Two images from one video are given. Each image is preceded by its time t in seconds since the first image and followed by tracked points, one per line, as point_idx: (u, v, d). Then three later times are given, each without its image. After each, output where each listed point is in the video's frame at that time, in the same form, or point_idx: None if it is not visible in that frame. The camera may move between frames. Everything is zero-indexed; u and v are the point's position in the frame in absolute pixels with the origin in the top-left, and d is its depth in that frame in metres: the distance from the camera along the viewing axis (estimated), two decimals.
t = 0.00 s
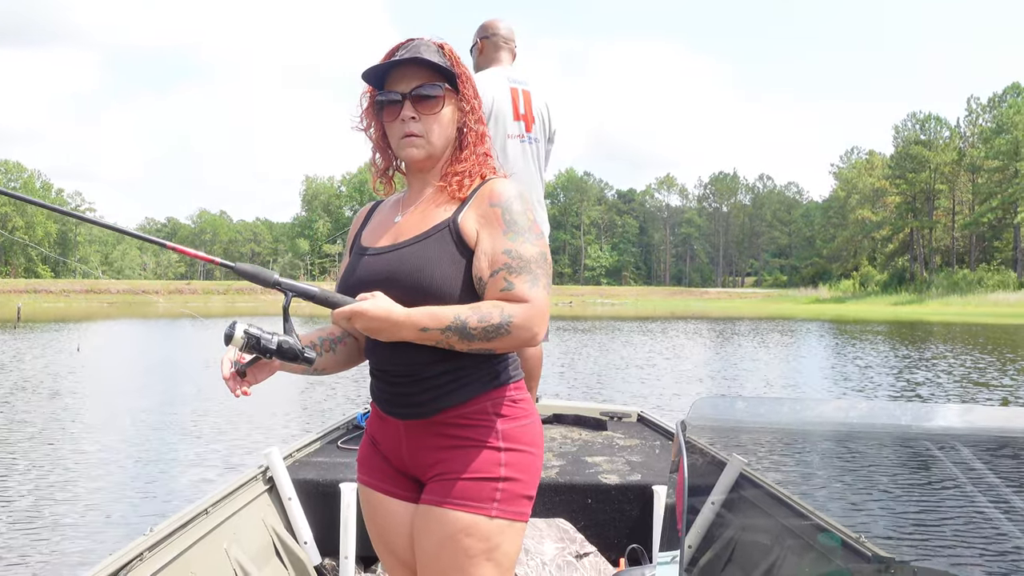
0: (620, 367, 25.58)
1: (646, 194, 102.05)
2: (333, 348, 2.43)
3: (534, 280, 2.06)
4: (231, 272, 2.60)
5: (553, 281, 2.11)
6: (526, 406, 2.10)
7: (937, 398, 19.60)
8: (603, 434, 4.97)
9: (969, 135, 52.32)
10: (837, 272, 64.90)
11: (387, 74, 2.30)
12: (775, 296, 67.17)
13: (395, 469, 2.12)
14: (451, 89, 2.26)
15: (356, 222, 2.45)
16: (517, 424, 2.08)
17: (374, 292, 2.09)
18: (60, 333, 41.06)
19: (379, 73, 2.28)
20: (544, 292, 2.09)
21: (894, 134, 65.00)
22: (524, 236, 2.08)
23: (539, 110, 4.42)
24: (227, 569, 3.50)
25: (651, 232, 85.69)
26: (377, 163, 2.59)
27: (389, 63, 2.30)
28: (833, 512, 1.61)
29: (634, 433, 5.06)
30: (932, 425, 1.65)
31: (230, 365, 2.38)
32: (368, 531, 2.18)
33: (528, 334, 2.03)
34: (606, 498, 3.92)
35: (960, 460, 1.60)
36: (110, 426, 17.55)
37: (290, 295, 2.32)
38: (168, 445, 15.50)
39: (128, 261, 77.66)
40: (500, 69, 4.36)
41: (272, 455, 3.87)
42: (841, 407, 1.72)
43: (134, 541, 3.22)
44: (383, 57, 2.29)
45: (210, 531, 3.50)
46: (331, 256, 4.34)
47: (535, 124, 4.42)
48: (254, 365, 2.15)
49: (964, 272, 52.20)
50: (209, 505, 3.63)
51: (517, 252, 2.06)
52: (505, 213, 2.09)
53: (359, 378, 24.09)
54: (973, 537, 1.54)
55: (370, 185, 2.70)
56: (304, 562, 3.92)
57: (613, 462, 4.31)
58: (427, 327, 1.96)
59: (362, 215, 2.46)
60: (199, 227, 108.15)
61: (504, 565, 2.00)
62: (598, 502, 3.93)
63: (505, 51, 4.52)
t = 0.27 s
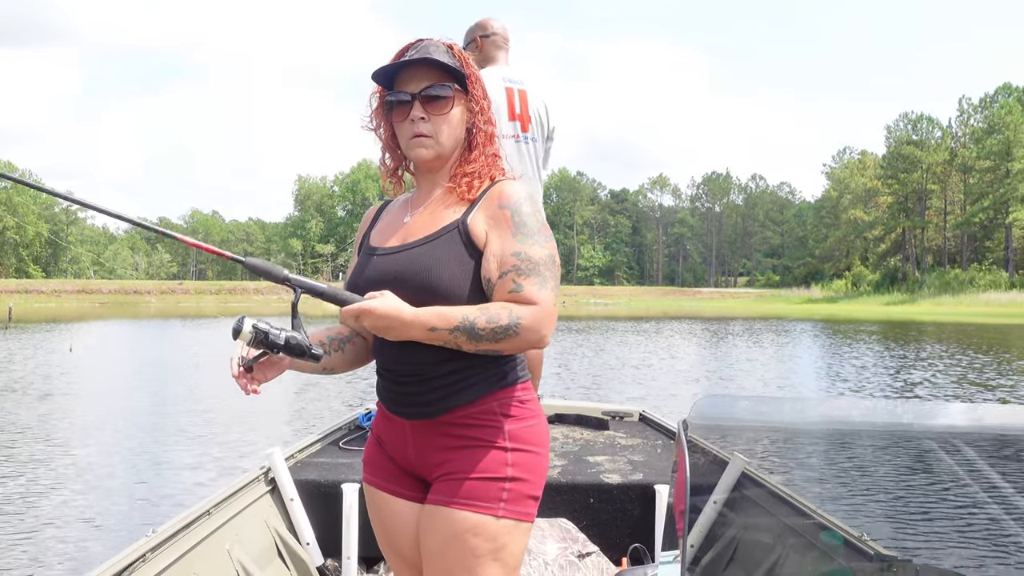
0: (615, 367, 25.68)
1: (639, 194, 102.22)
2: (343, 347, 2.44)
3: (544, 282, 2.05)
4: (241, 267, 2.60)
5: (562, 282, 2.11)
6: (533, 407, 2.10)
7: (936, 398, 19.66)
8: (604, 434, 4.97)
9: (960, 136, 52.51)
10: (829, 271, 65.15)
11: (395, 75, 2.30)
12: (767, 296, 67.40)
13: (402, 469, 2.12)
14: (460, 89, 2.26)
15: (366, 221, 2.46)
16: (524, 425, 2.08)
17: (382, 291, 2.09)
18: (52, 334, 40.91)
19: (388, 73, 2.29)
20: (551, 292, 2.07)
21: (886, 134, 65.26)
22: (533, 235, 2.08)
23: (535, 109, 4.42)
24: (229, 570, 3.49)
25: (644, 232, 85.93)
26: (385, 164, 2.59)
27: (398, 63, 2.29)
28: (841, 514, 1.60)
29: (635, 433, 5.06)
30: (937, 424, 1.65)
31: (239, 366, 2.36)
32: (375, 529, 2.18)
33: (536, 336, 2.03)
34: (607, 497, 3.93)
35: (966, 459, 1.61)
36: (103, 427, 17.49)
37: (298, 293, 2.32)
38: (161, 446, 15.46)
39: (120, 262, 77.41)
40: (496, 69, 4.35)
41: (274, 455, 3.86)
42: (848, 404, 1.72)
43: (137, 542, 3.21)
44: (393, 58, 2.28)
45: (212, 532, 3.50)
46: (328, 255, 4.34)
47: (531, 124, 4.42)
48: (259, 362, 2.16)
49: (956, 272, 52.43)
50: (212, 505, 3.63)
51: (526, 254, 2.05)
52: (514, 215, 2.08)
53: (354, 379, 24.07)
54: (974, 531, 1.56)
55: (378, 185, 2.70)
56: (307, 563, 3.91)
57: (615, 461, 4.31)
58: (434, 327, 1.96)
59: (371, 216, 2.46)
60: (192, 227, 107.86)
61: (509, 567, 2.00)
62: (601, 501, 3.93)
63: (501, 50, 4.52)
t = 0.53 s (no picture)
0: (609, 367, 25.81)
1: (632, 195, 102.39)
2: (349, 346, 2.46)
3: (551, 283, 2.05)
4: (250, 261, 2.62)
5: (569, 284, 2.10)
6: (538, 409, 2.10)
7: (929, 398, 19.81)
8: (605, 433, 4.97)
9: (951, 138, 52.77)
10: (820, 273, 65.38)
11: (404, 75, 2.29)
12: (759, 296, 67.59)
13: (406, 467, 2.13)
14: (468, 91, 2.25)
15: (373, 222, 2.45)
16: (530, 425, 2.08)
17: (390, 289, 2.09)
18: (44, 333, 40.76)
19: (396, 74, 2.28)
20: (557, 295, 2.07)
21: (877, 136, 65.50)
22: (541, 238, 2.07)
23: (534, 110, 4.42)
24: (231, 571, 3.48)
25: (636, 232, 86.15)
26: (393, 165, 2.59)
27: (407, 64, 2.29)
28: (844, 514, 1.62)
29: (636, 432, 5.07)
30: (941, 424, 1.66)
31: (248, 364, 2.37)
32: (377, 529, 2.19)
33: (543, 337, 2.03)
34: (609, 497, 3.94)
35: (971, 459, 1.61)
36: (95, 427, 17.44)
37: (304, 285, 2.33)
38: (153, 447, 15.42)
39: (111, 261, 77.16)
40: (496, 69, 4.35)
41: (276, 456, 3.85)
42: (853, 405, 1.73)
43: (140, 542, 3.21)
44: (401, 59, 2.29)
45: (215, 533, 3.49)
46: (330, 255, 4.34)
47: (530, 125, 4.42)
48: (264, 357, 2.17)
49: (947, 274, 52.63)
50: (214, 507, 3.62)
51: (533, 257, 2.05)
52: (523, 218, 2.08)
53: (348, 379, 24.06)
54: (978, 534, 1.56)
55: (386, 184, 2.70)
56: (308, 563, 3.91)
57: (616, 461, 4.32)
58: (441, 324, 1.95)
59: (378, 216, 2.46)
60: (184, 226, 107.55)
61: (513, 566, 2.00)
62: (602, 501, 3.94)
63: (501, 49, 4.52)
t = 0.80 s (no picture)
0: (603, 368, 25.95)
1: (625, 195, 102.45)
2: (355, 346, 2.47)
3: (552, 284, 2.05)
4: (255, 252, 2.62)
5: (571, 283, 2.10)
6: (539, 408, 2.10)
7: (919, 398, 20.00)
8: (605, 433, 4.97)
9: (941, 140, 53.14)
10: (811, 274, 65.60)
11: (405, 76, 2.29)
12: (750, 297, 67.82)
13: (407, 466, 2.12)
14: (470, 91, 2.25)
15: (374, 221, 2.45)
16: (530, 424, 2.07)
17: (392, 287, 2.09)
18: (35, 332, 40.61)
19: (398, 74, 2.28)
20: (558, 294, 2.07)
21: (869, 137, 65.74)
22: (543, 237, 2.07)
23: (535, 111, 4.42)
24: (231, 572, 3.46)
25: (628, 233, 86.32)
26: (395, 165, 2.58)
27: (408, 64, 2.29)
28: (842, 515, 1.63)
29: (636, 432, 5.07)
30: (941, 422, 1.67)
31: (258, 363, 2.36)
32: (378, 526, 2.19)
33: (544, 337, 2.03)
34: (608, 498, 3.94)
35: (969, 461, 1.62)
36: (86, 427, 17.38)
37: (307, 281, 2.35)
38: (145, 448, 15.38)
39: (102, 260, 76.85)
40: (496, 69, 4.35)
41: (276, 456, 3.85)
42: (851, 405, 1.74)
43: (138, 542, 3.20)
44: (403, 59, 2.29)
45: (214, 533, 3.48)
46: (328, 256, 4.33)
47: (529, 126, 4.42)
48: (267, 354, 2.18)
49: (937, 275, 53.01)
50: (213, 507, 3.61)
51: (535, 257, 2.05)
52: (525, 218, 2.08)
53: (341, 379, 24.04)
54: (977, 533, 1.57)
55: (387, 185, 2.69)
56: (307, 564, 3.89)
57: (615, 461, 4.32)
58: (443, 322, 1.95)
59: (380, 215, 2.46)
60: (175, 225, 107.21)
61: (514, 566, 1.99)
62: (602, 501, 3.95)
63: (502, 49, 4.52)
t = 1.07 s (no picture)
0: (596, 368, 26.06)
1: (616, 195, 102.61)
2: (358, 347, 2.47)
3: (549, 281, 2.05)
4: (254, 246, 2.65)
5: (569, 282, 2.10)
6: (537, 407, 2.09)
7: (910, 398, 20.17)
8: (603, 433, 4.98)
9: (932, 140, 53.37)
10: (802, 274, 65.82)
11: (401, 76, 2.29)
12: (741, 296, 68.01)
13: (404, 466, 2.12)
14: (468, 92, 2.25)
15: (372, 219, 2.45)
16: (528, 423, 2.07)
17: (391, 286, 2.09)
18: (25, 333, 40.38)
19: (396, 73, 2.28)
20: (556, 293, 2.07)
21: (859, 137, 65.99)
22: (541, 235, 2.07)
23: (533, 111, 4.42)
24: (228, 570, 3.45)
25: (620, 233, 86.49)
26: (393, 165, 2.58)
27: (405, 64, 2.28)
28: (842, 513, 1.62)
29: (634, 433, 5.07)
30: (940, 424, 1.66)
31: (271, 367, 2.34)
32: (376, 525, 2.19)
33: (542, 335, 2.03)
34: (606, 498, 3.95)
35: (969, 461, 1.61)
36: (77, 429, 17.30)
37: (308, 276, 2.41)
38: (136, 450, 15.31)
39: (92, 261, 76.40)
40: (495, 70, 4.35)
41: (274, 455, 3.84)
42: (848, 405, 1.74)
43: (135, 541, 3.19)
44: (401, 59, 2.28)
45: (211, 532, 3.47)
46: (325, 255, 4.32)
47: (527, 126, 4.42)
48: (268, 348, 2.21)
49: (927, 274, 53.24)
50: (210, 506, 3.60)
51: (533, 254, 2.05)
52: (523, 216, 2.08)
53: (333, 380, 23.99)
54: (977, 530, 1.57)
55: (385, 184, 2.69)
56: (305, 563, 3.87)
57: (614, 461, 4.33)
58: (442, 319, 1.95)
59: (378, 214, 2.46)
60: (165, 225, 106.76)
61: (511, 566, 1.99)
62: (599, 502, 3.95)
63: (502, 48, 4.52)
